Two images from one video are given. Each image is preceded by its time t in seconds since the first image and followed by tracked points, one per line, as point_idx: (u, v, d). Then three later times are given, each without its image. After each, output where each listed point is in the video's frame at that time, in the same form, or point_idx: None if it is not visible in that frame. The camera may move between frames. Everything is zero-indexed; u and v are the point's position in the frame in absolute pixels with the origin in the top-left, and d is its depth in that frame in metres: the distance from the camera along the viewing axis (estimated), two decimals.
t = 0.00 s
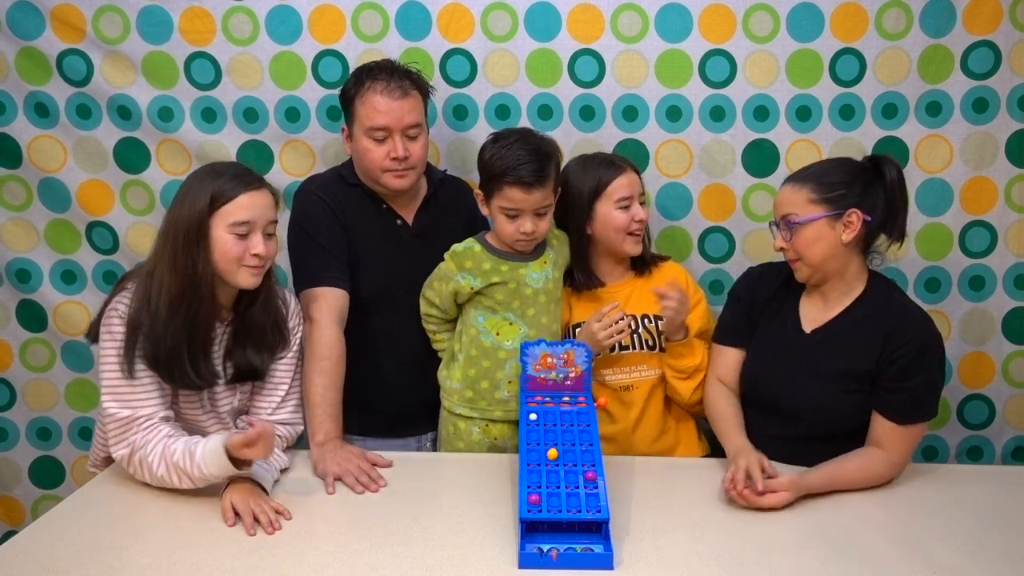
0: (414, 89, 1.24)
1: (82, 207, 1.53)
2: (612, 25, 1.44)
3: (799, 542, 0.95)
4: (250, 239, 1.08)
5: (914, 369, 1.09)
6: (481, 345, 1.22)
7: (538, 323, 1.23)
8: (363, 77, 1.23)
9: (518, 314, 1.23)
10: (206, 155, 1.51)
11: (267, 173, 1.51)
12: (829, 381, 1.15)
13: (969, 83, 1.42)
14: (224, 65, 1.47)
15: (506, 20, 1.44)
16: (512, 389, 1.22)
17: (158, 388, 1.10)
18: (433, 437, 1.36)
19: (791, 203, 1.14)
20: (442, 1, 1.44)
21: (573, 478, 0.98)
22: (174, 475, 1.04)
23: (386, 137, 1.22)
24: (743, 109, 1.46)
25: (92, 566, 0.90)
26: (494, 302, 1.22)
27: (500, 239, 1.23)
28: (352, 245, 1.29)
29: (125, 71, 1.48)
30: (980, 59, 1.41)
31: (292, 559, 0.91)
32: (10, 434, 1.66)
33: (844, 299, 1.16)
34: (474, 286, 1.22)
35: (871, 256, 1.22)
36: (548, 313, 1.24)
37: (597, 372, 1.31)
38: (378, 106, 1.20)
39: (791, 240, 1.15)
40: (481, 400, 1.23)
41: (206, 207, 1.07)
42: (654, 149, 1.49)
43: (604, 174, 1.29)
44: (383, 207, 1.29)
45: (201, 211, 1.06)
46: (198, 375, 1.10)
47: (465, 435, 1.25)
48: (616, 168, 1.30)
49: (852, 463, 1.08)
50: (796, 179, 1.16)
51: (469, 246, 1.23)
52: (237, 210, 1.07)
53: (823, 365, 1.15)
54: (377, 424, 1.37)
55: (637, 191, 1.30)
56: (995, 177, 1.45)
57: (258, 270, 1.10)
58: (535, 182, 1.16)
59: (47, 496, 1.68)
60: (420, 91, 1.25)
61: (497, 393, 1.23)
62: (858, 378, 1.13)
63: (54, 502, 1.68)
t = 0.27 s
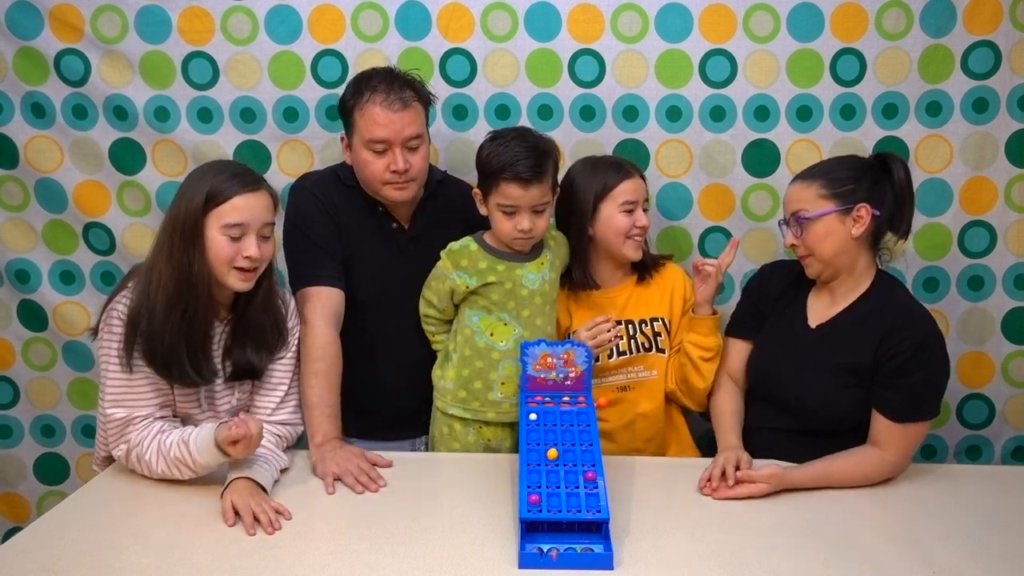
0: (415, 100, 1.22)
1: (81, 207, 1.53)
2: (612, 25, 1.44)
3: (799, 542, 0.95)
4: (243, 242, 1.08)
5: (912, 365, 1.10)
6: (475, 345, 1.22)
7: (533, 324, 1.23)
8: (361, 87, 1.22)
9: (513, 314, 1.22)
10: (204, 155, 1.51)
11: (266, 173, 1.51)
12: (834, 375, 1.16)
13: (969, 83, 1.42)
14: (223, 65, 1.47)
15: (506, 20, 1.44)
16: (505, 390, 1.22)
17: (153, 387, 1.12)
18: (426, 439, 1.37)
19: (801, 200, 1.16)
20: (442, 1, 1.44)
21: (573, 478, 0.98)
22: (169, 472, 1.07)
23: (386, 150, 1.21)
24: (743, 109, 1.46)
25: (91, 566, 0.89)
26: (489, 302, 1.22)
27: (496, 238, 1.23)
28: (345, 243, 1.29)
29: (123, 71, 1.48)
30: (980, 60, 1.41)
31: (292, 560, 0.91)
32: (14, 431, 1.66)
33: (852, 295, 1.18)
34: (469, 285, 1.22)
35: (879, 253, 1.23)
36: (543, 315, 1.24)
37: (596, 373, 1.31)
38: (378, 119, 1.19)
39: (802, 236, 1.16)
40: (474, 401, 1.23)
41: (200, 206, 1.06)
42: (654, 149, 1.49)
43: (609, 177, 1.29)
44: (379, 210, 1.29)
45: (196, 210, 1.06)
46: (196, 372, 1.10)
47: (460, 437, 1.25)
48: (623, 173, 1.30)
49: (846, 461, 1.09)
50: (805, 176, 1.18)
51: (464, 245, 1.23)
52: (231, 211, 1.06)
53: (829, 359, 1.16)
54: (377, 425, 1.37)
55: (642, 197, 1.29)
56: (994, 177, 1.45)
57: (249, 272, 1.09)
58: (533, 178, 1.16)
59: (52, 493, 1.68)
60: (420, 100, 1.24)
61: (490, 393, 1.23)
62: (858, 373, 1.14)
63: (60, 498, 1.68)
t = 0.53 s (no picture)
0: (410, 105, 1.22)
1: (81, 207, 1.53)
2: (612, 25, 1.44)
3: (799, 542, 0.95)
4: (242, 247, 1.07)
5: (917, 364, 1.10)
6: (465, 345, 1.23)
7: (523, 327, 1.23)
8: (360, 93, 1.22)
9: (503, 318, 1.23)
10: (203, 156, 1.51)
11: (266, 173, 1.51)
12: (840, 374, 1.16)
13: (969, 83, 1.42)
14: (223, 65, 1.47)
15: (506, 20, 1.44)
16: (493, 390, 1.22)
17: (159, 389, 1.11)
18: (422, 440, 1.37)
19: (811, 197, 1.16)
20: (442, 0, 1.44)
21: (573, 478, 0.98)
22: (181, 472, 1.07)
23: (382, 159, 1.21)
24: (744, 109, 1.46)
25: (92, 565, 0.89)
26: (479, 305, 1.23)
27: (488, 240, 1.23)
28: (342, 243, 1.29)
29: (122, 71, 1.47)
30: (980, 59, 1.41)
31: (292, 560, 0.91)
32: (18, 429, 1.66)
33: (856, 295, 1.18)
34: (461, 288, 1.22)
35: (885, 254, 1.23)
36: (533, 318, 1.24)
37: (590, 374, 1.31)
38: (373, 128, 1.19)
39: (812, 233, 1.16)
40: (462, 399, 1.23)
41: (204, 206, 1.06)
42: (654, 149, 1.48)
43: (614, 176, 1.29)
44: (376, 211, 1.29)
45: (200, 210, 1.06)
46: (203, 372, 1.09)
47: (452, 432, 1.25)
48: (627, 172, 1.29)
49: (847, 461, 1.09)
50: (815, 174, 1.19)
51: (457, 247, 1.23)
52: (232, 216, 1.06)
53: (833, 357, 1.16)
54: (376, 425, 1.37)
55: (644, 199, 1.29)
56: (994, 177, 1.45)
57: (247, 276, 1.09)
58: (521, 186, 1.15)
59: (57, 488, 1.68)
60: (419, 108, 1.23)
61: (478, 393, 1.23)
62: (861, 372, 1.14)
63: (65, 494, 1.68)
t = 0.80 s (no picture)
0: (409, 107, 1.22)
1: (81, 207, 1.53)
2: (612, 25, 1.44)
3: (799, 542, 0.95)
4: (243, 253, 1.07)
5: (917, 364, 1.10)
6: (468, 343, 1.23)
7: (526, 325, 1.24)
8: (359, 95, 1.22)
9: (507, 315, 1.24)
10: (204, 156, 1.51)
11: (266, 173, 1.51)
12: (840, 374, 1.15)
13: (969, 83, 1.42)
14: (223, 65, 1.47)
15: (506, 20, 1.44)
16: (497, 388, 1.23)
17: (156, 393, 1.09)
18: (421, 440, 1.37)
19: (812, 197, 1.16)
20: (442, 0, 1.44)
21: (573, 478, 0.98)
22: (172, 477, 1.02)
23: (379, 163, 1.21)
24: (744, 109, 1.46)
25: (91, 566, 0.89)
26: (483, 301, 1.23)
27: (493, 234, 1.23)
28: (342, 243, 1.29)
29: (122, 71, 1.47)
30: (980, 59, 1.41)
31: (292, 560, 0.91)
32: (16, 430, 1.66)
33: (858, 295, 1.18)
34: (465, 283, 1.23)
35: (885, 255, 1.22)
36: (537, 315, 1.25)
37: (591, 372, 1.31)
38: (373, 132, 1.18)
39: (815, 233, 1.15)
40: (466, 397, 1.23)
41: (209, 209, 1.05)
42: (654, 149, 1.49)
43: (612, 178, 1.30)
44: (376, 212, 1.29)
45: (203, 214, 1.05)
46: (201, 376, 1.09)
47: (456, 431, 1.25)
48: (625, 173, 1.30)
49: (848, 461, 1.09)
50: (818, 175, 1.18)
51: (461, 242, 1.23)
52: (235, 222, 1.05)
53: (833, 358, 1.16)
54: (376, 426, 1.37)
55: (643, 203, 1.29)
56: (994, 177, 1.45)
57: (246, 282, 1.09)
58: (517, 191, 1.15)
59: (56, 489, 1.68)
60: (418, 113, 1.23)
61: (482, 391, 1.23)
62: (862, 372, 1.14)
63: (63, 495, 1.68)
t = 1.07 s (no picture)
0: (407, 106, 1.22)
1: (80, 207, 1.53)
2: (612, 25, 1.44)
3: (799, 542, 0.95)
4: (245, 255, 1.07)
5: (904, 363, 1.10)
6: (466, 342, 1.24)
7: (524, 325, 1.25)
8: (360, 94, 1.22)
9: (504, 314, 1.24)
10: (204, 156, 1.51)
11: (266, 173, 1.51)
12: (827, 374, 1.16)
13: (969, 83, 1.42)
14: (223, 65, 1.47)
15: (506, 20, 1.44)
16: (494, 387, 1.23)
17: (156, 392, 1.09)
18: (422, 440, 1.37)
19: (810, 197, 1.16)
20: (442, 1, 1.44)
21: (573, 478, 0.98)
22: (158, 468, 1.01)
23: (373, 162, 1.21)
24: (743, 109, 1.46)
25: (91, 565, 0.89)
26: (482, 300, 1.24)
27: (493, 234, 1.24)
28: (340, 244, 1.29)
29: (123, 71, 1.48)
30: (980, 59, 1.41)
31: (292, 560, 0.91)
32: (13, 432, 1.66)
33: (846, 295, 1.18)
34: (463, 279, 1.24)
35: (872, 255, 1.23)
36: (535, 315, 1.25)
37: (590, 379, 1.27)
38: (367, 131, 1.19)
39: (811, 233, 1.15)
40: (463, 395, 1.24)
41: (211, 213, 1.05)
42: (654, 149, 1.49)
43: (606, 169, 1.30)
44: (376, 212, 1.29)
45: (206, 217, 1.05)
46: (201, 378, 1.11)
47: (454, 431, 1.25)
48: (617, 163, 1.31)
49: (843, 460, 1.09)
50: (815, 172, 1.17)
51: (462, 238, 1.25)
52: (237, 224, 1.05)
53: (821, 358, 1.17)
54: (376, 426, 1.37)
55: (635, 187, 1.27)
56: (994, 177, 1.45)
57: (249, 283, 1.09)
58: (515, 187, 1.15)
59: (51, 492, 1.68)
60: (416, 117, 1.23)
61: (480, 390, 1.23)
62: (851, 373, 1.15)
63: (58, 499, 1.68)
